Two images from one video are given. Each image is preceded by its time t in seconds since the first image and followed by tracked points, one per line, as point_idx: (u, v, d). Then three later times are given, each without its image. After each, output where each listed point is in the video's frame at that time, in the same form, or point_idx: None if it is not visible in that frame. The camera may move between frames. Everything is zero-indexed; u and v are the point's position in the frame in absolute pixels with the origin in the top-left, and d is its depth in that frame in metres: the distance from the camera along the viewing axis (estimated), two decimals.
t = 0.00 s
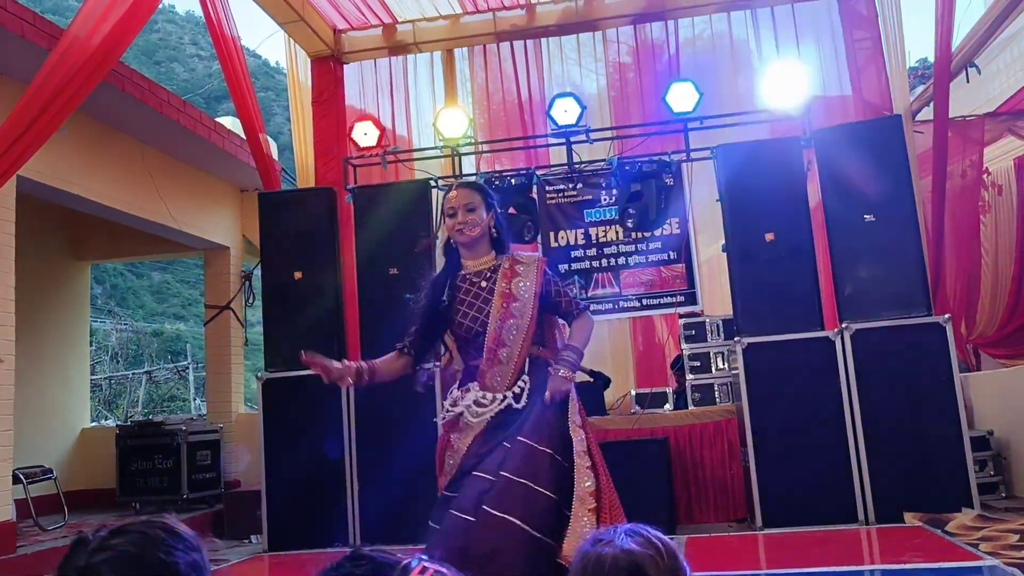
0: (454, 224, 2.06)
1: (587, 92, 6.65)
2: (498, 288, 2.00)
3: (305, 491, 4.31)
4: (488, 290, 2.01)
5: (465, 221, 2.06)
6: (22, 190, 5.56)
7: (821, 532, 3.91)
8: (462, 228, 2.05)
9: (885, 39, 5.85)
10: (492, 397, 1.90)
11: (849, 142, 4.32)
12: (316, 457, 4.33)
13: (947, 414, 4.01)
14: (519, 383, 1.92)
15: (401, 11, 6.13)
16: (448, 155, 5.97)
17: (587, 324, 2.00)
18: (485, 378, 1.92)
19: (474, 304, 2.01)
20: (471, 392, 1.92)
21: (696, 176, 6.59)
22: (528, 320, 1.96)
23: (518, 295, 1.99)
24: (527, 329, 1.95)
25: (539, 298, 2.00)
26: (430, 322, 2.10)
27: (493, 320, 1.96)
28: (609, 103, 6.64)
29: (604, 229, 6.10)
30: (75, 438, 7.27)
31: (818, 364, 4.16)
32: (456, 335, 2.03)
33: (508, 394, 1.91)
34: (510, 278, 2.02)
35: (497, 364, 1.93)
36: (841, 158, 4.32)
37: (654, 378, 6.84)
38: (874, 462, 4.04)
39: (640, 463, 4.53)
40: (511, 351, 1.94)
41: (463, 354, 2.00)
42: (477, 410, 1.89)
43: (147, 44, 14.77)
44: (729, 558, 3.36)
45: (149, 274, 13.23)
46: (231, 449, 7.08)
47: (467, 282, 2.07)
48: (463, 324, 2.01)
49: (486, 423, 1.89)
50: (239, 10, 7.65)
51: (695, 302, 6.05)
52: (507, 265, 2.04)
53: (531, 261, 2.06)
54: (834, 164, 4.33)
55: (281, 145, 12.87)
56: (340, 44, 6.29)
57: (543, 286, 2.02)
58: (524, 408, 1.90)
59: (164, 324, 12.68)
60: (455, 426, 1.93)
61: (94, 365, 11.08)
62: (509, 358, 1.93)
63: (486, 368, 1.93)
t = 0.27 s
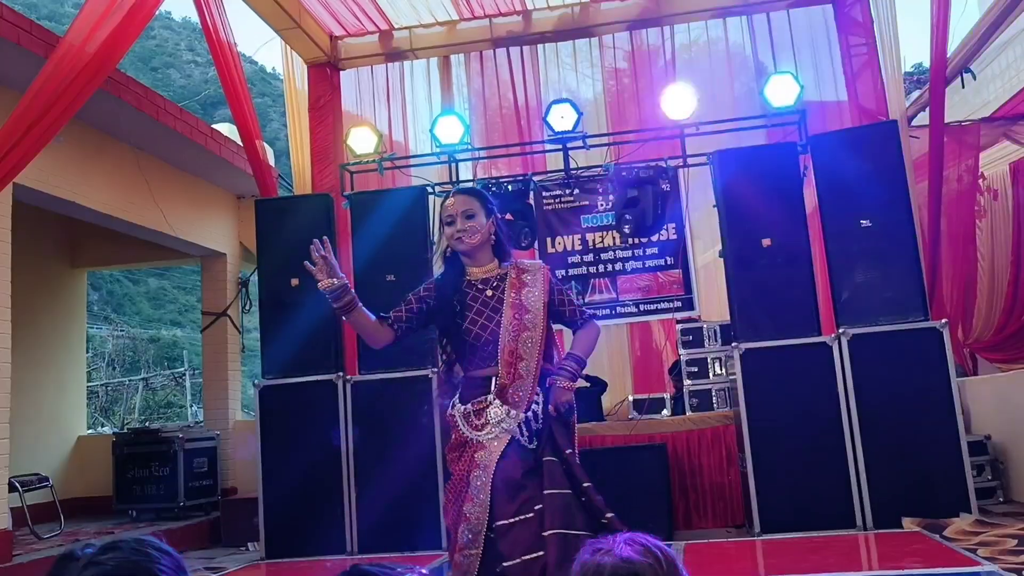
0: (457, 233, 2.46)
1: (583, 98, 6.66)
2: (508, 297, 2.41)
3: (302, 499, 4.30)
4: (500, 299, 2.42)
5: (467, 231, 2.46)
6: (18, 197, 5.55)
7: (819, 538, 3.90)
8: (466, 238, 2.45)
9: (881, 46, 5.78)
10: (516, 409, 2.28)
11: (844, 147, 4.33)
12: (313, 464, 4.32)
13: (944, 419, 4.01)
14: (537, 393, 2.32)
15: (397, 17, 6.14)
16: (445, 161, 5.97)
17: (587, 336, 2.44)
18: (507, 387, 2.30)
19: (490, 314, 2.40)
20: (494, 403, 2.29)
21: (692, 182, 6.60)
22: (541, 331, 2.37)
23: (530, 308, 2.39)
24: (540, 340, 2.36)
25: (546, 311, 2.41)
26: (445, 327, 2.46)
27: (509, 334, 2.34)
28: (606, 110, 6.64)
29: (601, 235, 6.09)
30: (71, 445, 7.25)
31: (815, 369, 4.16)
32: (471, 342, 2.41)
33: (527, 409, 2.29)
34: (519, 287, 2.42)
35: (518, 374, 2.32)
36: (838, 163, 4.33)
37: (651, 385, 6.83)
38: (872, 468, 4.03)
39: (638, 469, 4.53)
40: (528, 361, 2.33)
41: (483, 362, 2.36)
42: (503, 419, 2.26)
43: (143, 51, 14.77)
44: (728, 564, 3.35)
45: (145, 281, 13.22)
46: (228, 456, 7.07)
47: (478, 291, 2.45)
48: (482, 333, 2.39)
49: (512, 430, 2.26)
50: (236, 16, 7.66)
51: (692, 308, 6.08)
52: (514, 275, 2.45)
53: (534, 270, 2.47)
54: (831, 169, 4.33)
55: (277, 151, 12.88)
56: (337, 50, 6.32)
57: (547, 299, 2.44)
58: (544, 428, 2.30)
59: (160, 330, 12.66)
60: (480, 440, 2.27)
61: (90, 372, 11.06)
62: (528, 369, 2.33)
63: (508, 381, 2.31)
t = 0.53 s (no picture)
0: (462, 223, 2.14)
1: (581, 104, 6.67)
2: (502, 286, 2.06)
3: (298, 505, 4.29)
4: (494, 288, 2.07)
5: (473, 223, 2.15)
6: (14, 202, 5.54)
7: (816, 544, 3.90)
8: (474, 229, 2.14)
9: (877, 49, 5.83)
10: (505, 400, 1.95)
11: (841, 153, 4.34)
12: (309, 470, 4.30)
13: (942, 426, 4.01)
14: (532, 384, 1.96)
15: (395, 23, 6.15)
16: (442, 167, 5.97)
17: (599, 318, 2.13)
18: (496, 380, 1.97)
19: (481, 305, 2.07)
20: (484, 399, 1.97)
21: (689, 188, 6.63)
22: (538, 316, 2.02)
23: (525, 292, 2.05)
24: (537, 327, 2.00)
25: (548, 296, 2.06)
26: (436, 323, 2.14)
27: (499, 318, 2.01)
28: (603, 116, 6.67)
29: (597, 241, 6.10)
30: (66, 451, 7.23)
31: (812, 376, 4.16)
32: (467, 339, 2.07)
33: (522, 401, 1.95)
34: (515, 274, 2.08)
35: (507, 364, 1.98)
36: (834, 169, 4.33)
37: (647, 391, 6.79)
38: (870, 474, 4.03)
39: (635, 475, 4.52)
40: (521, 349, 1.98)
41: (473, 353, 2.05)
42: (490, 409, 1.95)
43: (140, 56, 14.78)
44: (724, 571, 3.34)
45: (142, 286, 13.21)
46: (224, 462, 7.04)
47: (476, 285, 2.10)
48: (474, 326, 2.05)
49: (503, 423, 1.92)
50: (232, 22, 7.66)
51: (690, 313, 6.12)
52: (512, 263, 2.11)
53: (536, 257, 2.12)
54: (828, 176, 4.34)
55: (274, 157, 12.89)
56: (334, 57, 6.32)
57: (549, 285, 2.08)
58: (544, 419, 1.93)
59: (157, 336, 12.64)
60: (478, 443, 1.92)
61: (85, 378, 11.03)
62: (519, 357, 1.98)
63: (494, 371, 1.98)
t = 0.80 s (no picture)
0: (466, 199, 2.13)
1: (578, 111, 6.68)
2: (491, 270, 2.07)
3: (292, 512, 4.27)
4: (484, 272, 2.08)
5: (478, 201, 2.14)
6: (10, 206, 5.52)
7: (810, 554, 3.90)
8: (476, 208, 2.13)
9: (875, 61, 5.85)
10: (491, 389, 1.97)
11: (838, 162, 4.35)
12: (303, 476, 4.29)
13: (937, 435, 4.01)
14: (516, 369, 1.97)
15: (393, 30, 6.17)
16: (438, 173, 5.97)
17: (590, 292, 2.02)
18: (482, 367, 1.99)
19: (473, 288, 2.08)
20: (473, 388, 2.01)
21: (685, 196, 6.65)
22: (524, 301, 2.01)
23: (513, 275, 2.04)
24: (523, 312, 2.00)
25: (536, 277, 2.03)
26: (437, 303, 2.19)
27: (484, 306, 2.03)
28: (599, 123, 6.68)
29: (594, 248, 6.12)
30: (59, 455, 7.20)
31: (807, 385, 4.17)
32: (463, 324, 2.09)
33: (505, 387, 1.97)
34: (507, 257, 2.07)
35: (493, 351, 1.99)
36: (830, 179, 4.35)
37: (643, 398, 6.82)
38: (864, 483, 4.03)
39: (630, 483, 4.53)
40: (506, 336, 1.99)
41: (465, 339, 2.07)
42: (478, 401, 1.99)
43: (137, 60, 14.79)
44: None
45: (137, 290, 13.20)
46: (218, 467, 7.02)
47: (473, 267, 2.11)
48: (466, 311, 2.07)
49: (489, 416, 1.97)
50: (229, 27, 7.67)
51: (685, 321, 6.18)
52: (506, 245, 2.10)
53: (529, 236, 2.11)
54: (824, 185, 4.35)
55: (271, 162, 12.89)
56: (331, 62, 6.33)
57: (541, 266, 2.06)
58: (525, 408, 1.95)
59: (151, 340, 12.61)
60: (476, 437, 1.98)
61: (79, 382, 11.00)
62: (504, 345, 1.99)
63: (481, 357, 2.00)
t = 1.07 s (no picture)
0: (460, 194, 1.90)
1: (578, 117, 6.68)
2: (477, 268, 1.85)
3: (288, 514, 4.27)
4: (470, 269, 1.87)
5: (474, 193, 1.91)
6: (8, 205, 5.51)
7: (806, 562, 3.89)
8: (471, 201, 1.90)
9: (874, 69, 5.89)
10: (463, 397, 1.77)
11: (838, 171, 4.35)
12: (299, 479, 4.28)
13: (933, 444, 4.01)
14: (491, 377, 1.76)
15: (394, 34, 6.17)
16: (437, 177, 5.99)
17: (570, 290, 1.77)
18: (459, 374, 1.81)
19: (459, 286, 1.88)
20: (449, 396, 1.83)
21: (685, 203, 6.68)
22: (505, 304, 1.80)
23: (495, 275, 1.83)
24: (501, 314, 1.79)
25: (520, 276, 1.82)
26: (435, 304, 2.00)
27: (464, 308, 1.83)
28: (599, 129, 6.69)
29: (594, 254, 6.16)
30: (54, 456, 7.18)
31: (805, 393, 4.17)
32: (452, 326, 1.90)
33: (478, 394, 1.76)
34: (495, 254, 1.85)
35: (469, 357, 1.80)
36: (829, 187, 4.35)
37: (640, 405, 6.81)
38: (861, 492, 4.03)
39: (626, 490, 4.52)
40: (484, 339, 1.79)
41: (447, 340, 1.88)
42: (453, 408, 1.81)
43: (138, 62, 14.80)
44: None
45: (134, 292, 13.20)
46: (214, 469, 7.01)
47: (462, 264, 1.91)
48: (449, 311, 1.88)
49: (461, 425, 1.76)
50: (231, 29, 7.68)
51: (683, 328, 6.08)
52: (495, 240, 1.88)
53: (523, 232, 1.87)
54: (823, 193, 4.35)
55: (271, 165, 12.91)
56: (333, 65, 6.33)
57: (528, 263, 1.83)
58: (494, 419, 1.74)
59: (148, 342, 12.60)
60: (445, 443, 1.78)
61: (76, 383, 10.99)
62: (481, 350, 1.78)
63: (458, 364, 1.81)
